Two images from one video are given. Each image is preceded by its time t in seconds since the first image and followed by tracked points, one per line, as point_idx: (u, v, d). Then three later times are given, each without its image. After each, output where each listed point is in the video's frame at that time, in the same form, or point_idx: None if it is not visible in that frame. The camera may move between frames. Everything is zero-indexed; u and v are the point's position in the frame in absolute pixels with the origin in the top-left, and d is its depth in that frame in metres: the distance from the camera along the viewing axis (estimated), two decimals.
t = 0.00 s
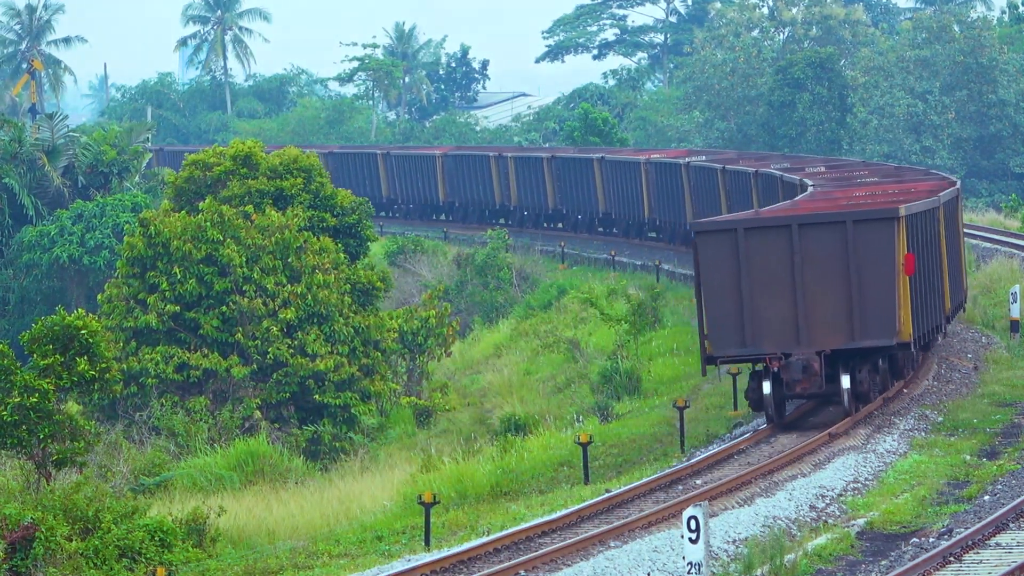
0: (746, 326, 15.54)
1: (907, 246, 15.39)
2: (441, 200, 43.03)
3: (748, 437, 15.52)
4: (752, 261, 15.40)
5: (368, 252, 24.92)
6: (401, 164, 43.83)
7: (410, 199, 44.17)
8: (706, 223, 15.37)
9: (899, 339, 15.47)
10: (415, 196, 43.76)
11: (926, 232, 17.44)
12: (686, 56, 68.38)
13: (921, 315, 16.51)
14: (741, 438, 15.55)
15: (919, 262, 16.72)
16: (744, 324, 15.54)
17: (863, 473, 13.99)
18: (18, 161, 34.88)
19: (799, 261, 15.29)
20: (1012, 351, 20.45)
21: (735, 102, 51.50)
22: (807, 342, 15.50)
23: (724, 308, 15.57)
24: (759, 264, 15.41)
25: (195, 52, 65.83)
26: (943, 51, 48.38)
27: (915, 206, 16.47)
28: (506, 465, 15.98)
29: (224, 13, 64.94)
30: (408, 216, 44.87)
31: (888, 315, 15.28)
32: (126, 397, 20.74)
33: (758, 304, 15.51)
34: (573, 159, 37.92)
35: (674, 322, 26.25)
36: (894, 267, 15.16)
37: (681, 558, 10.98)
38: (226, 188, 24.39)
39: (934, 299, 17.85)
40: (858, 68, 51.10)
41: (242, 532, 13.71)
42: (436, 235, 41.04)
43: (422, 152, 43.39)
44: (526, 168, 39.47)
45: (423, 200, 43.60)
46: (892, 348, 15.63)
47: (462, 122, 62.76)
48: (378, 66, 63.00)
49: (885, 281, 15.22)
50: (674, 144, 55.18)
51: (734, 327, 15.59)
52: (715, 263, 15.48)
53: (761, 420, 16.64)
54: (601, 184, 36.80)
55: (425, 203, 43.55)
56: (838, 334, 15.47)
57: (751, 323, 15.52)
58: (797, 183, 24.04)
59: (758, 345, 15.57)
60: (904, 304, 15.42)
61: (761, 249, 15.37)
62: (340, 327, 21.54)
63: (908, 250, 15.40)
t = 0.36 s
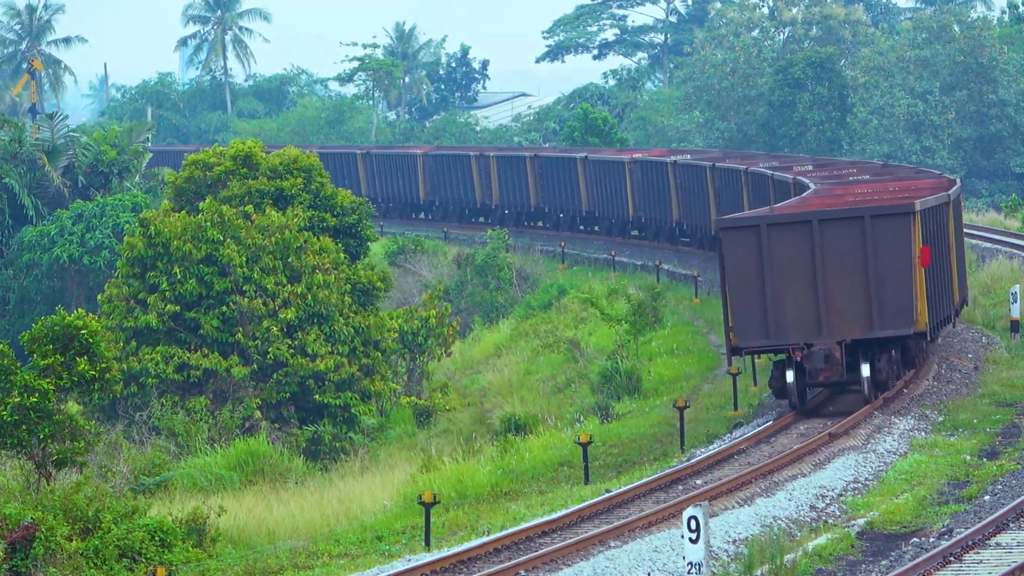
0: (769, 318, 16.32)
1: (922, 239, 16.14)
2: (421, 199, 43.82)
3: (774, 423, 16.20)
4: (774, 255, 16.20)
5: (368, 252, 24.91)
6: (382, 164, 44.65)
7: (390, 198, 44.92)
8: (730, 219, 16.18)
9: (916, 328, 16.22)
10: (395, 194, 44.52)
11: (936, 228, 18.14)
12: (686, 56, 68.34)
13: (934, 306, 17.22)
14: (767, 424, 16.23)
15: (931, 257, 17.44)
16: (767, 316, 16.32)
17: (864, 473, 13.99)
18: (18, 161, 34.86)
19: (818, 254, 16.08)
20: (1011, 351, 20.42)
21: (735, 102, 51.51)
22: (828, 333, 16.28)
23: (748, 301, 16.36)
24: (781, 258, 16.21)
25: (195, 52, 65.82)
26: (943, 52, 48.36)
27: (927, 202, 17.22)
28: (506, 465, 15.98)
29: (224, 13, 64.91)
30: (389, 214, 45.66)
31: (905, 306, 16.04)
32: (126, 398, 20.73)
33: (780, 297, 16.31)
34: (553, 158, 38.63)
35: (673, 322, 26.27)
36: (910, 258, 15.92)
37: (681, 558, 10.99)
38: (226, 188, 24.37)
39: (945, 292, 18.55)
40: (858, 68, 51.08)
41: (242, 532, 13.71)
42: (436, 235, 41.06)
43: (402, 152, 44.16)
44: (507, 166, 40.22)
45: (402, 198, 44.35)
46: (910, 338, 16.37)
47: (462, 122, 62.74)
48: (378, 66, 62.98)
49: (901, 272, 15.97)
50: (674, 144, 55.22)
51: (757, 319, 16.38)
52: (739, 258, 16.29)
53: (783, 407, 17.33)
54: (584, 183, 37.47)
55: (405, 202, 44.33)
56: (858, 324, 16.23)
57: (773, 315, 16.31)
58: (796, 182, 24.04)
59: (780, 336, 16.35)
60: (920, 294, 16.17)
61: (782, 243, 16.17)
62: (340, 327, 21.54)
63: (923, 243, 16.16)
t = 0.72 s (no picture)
0: (791, 308, 17.19)
1: (939, 235, 16.92)
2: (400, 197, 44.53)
3: (795, 410, 16.96)
4: (797, 248, 17.05)
5: (368, 252, 24.90)
6: (362, 163, 45.36)
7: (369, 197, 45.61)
8: (756, 213, 17.02)
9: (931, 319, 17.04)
10: (374, 192, 45.22)
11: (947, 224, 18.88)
12: (686, 56, 68.34)
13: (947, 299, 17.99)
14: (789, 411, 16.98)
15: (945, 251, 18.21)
16: (789, 306, 17.19)
17: (864, 473, 13.98)
18: (18, 161, 34.83)
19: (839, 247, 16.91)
20: (1011, 351, 20.41)
21: (735, 102, 51.54)
22: (848, 323, 17.11)
23: (771, 291, 17.22)
24: (804, 251, 17.06)
25: (195, 52, 65.86)
26: (944, 51, 48.36)
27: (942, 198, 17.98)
28: (506, 466, 15.99)
29: (224, 13, 64.89)
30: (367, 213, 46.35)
31: (922, 297, 16.86)
32: (126, 397, 20.72)
33: (803, 288, 17.16)
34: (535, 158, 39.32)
35: (673, 322, 26.30)
36: (927, 252, 16.74)
37: (681, 558, 11.01)
38: (226, 188, 24.37)
39: (953, 284, 19.28)
40: (858, 68, 51.06)
41: (242, 532, 13.72)
42: (437, 235, 41.09)
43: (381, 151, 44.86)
44: (487, 166, 40.95)
45: (381, 197, 45.05)
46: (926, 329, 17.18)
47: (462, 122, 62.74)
48: (378, 66, 63.00)
49: (918, 266, 16.80)
50: (675, 144, 55.31)
51: (780, 308, 17.25)
52: (764, 250, 17.16)
53: (804, 394, 18.06)
54: (567, 182, 38.14)
55: (384, 201, 45.05)
56: (876, 315, 17.05)
57: (795, 305, 17.17)
58: (795, 182, 24.01)
59: (802, 324, 17.21)
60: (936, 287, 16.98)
61: (805, 236, 17.02)
62: (340, 327, 21.54)
63: (940, 239, 16.93)
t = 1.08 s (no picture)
0: (805, 301, 17.78)
1: (947, 228, 17.50)
2: (382, 195, 45.37)
3: (812, 399, 17.52)
4: (810, 243, 17.62)
5: (368, 252, 24.90)
6: (343, 162, 46.24)
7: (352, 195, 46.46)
8: (770, 211, 17.57)
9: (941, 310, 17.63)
10: (356, 191, 46.07)
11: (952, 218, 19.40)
12: (685, 56, 68.34)
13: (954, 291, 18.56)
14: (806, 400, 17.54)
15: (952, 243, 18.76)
16: (803, 299, 17.79)
17: (863, 473, 13.99)
18: (18, 161, 34.83)
19: (851, 243, 17.49)
20: (1011, 351, 20.40)
21: (735, 102, 51.57)
22: (861, 315, 17.70)
23: (786, 286, 17.80)
24: (816, 246, 17.63)
25: (195, 52, 65.87)
26: (944, 52, 48.36)
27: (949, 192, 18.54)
28: (506, 465, 16.01)
29: (224, 13, 64.90)
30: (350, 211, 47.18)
31: (932, 290, 17.45)
32: (126, 397, 20.72)
33: (816, 282, 17.75)
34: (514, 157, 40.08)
35: (673, 322, 26.34)
36: (936, 246, 17.32)
37: (681, 558, 11.02)
38: (226, 188, 24.38)
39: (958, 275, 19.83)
40: (858, 68, 51.06)
41: (242, 533, 13.71)
42: (437, 235, 41.13)
43: (362, 151, 45.70)
44: (467, 165, 41.75)
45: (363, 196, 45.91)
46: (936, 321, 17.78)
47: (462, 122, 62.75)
48: (378, 66, 63.00)
49: (928, 260, 17.39)
50: (675, 144, 55.37)
51: (795, 302, 17.84)
52: (778, 246, 17.72)
53: (817, 382, 18.63)
54: (548, 180, 38.89)
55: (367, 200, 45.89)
56: (888, 307, 17.65)
57: (809, 299, 17.75)
58: (796, 182, 23.97)
59: (816, 317, 17.80)
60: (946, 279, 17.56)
61: (817, 232, 17.59)
62: (340, 327, 21.55)
63: (948, 232, 17.51)
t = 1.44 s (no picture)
0: (820, 294, 18.54)
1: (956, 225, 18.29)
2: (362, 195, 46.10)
3: (828, 386, 18.20)
4: (826, 238, 18.36)
5: (368, 252, 24.90)
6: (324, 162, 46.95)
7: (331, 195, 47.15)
8: (788, 206, 18.27)
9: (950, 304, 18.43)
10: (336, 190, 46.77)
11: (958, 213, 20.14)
12: (685, 56, 68.30)
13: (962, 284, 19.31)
14: (823, 387, 18.18)
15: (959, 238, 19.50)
16: (819, 292, 18.54)
17: (863, 473, 13.98)
18: (18, 161, 34.82)
19: (865, 238, 18.25)
20: (1011, 351, 20.38)
21: (735, 102, 51.60)
22: (874, 308, 18.48)
23: (803, 279, 18.55)
24: (832, 241, 18.38)
25: (195, 52, 65.86)
26: (944, 52, 48.32)
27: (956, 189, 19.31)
28: (506, 466, 16.01)
29: (224, 13, 64.90)
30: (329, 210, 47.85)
31: (942, 284, 18.25)
32: (126, 397, 20.71)
33: (832, 275, 18.49)
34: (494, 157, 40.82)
35: (673, 322, 26.35)
36: (947, 242, 18.12)
37: (681, 558, 11.02)
38: (226, 188, 24.37)
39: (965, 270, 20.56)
40: (858, 68, 51.06)
41: (242, 533, 13.70)
42: (437, 234, 41.15)
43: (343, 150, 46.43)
44: (447, 165, 42.50)
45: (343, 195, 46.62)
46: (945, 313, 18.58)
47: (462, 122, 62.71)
48: (378, 66, 62.99)
49: (939, 255, 18.18)
50: (675, 144, 55.43)
51: (812, 293, 18.59)
52: (796, 240, 18.45)
53: (827, 371, 19.34)
54: (529, 179, 39.63)
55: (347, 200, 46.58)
56: (899, 300, 18.43)
57: (825, 291, 18.51)
58: (795, 183, 23.95)
59: (831, 309, 18.56)
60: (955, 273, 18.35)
61: (833, 227, 18.33)
62: (340, 327, 21.55)
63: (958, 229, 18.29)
